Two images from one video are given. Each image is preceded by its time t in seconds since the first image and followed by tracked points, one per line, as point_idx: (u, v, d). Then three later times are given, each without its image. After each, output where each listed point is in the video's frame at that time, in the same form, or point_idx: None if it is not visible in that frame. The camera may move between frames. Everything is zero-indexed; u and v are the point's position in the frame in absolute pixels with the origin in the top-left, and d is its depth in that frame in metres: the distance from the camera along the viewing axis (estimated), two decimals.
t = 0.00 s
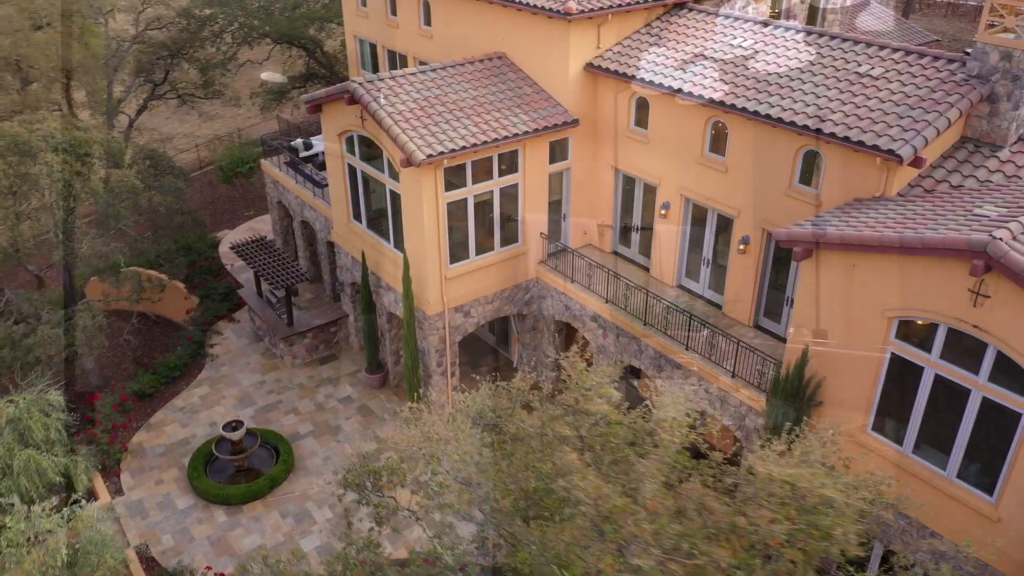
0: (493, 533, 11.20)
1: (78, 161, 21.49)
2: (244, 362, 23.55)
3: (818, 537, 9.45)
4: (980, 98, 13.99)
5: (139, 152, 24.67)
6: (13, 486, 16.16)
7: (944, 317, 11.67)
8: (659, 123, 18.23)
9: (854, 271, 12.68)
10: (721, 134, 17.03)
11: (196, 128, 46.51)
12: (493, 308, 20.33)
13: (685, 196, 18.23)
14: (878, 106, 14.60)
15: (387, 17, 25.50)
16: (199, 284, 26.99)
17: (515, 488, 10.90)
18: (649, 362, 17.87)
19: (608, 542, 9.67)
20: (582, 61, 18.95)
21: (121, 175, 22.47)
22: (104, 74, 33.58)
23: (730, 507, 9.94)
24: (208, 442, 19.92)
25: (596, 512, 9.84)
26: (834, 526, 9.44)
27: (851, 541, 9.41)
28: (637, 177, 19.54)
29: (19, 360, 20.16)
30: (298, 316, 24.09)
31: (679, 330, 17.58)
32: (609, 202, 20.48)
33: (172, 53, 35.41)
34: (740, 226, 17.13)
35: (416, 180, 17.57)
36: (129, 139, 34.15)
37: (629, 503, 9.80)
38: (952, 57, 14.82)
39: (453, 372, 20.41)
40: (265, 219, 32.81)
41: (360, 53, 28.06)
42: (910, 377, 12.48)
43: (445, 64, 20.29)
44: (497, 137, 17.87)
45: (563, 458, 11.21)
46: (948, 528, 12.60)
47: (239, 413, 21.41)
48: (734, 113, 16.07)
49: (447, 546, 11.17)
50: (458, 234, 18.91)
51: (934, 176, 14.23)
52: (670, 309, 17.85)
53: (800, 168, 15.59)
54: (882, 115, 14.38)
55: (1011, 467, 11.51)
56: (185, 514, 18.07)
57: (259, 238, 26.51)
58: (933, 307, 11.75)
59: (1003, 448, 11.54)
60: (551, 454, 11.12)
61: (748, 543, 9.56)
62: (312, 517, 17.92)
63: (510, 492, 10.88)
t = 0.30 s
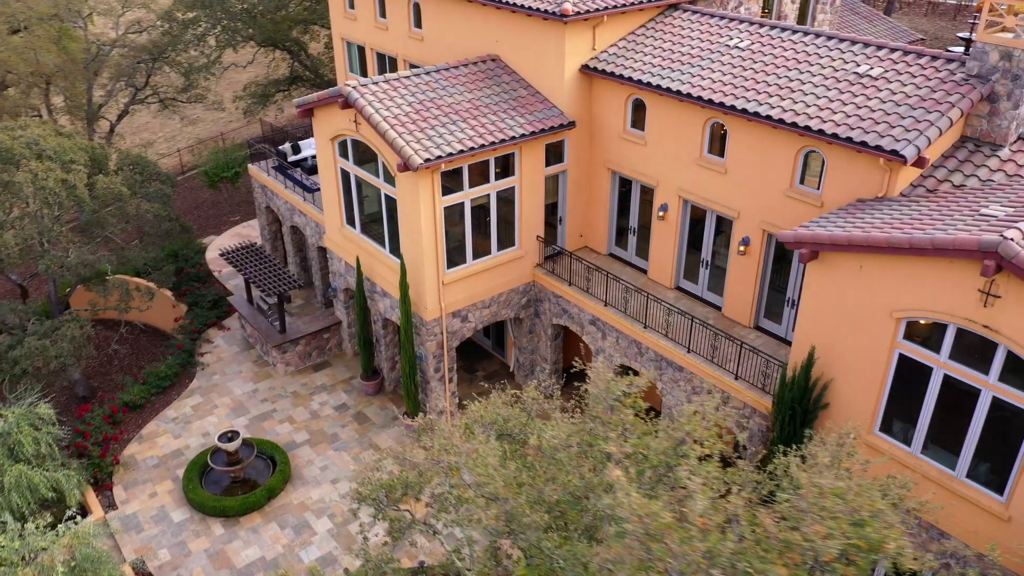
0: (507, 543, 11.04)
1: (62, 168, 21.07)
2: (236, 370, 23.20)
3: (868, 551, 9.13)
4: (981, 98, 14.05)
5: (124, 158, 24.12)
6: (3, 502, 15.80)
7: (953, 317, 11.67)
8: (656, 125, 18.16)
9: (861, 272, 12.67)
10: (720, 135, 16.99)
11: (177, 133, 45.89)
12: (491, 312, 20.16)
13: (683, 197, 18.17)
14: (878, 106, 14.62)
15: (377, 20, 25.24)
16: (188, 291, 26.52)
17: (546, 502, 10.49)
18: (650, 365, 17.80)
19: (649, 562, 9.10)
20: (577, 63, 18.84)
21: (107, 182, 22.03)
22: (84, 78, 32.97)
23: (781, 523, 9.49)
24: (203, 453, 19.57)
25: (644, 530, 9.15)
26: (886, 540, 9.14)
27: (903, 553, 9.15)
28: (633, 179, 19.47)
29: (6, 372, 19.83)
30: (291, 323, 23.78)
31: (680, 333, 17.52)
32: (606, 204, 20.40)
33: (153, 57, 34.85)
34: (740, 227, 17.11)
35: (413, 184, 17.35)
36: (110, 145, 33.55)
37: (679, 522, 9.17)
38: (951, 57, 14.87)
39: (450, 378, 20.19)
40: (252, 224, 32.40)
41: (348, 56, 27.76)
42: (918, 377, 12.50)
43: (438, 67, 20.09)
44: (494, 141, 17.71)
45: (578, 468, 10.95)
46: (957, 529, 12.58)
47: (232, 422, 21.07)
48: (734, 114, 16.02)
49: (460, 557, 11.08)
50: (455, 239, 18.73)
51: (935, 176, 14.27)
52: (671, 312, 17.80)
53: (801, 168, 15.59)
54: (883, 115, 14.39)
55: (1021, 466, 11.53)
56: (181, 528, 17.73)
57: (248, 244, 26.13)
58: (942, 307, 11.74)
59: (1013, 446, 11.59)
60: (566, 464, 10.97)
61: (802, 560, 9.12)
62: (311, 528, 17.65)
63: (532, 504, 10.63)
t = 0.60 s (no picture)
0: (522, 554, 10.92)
1: (48, 175, 20.65)
2: (228, 379, 22.84)
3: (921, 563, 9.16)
4: (981, 97, 14.10)
5: (110, 164, 23.72)
6: None
7: (963, 318, 11.67)
8: (654, 126, 18.09)
9: (868, 273, 12.67)
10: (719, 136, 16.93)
11: (158, 137, 45.27)
12: (488, 317, 19.99)
13: (682, 199, 18.12)
14: (880, 106, 14.63)
15: (366, 22, 24.97)
16: (176, 299, 26.12)
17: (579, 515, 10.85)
18: (651, 368, 17.71)
19: None
20: (573, 65, 18.71)
21: (94, 189, 21.61)
22: (65, 83, 32.40)
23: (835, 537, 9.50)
24: (197, 464, 19.23)
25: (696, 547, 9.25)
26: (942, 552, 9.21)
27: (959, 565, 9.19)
28: (630, 181, 19.38)
29: None
30: (283, 330, 23.46)
31: (682, 335, 17.45)
32: (602, 206, 20.30)
33: (134, 61, 34.28)
34: (740, 228, 17.08)
35: (410, 189, 17.13)
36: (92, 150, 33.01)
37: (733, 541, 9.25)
38: (950, 57, 14.93)
39: (448, 384, 19.99)
40: (238, 229, 31.98)
41: (336, 59, 27.45)
42: (927, 377, 12.49)
43: (432, 69, 19.89)
44: (492, 144, 17.54)
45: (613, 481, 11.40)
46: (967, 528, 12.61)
47: (226, 432, 20.73)
48: (734, 115, 15.97)
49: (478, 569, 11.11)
50: (453, 243, 18.54)
51: (937, 176, 14.30)
52: (672, 314, 17.75)
53: (801, 169, 15.57)
54: (885, 115, 14.40)
55: None
56: (177, 541, 17.40)
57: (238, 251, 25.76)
58: (952, 308, 11.74)
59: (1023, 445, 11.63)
60: (594, 478, 11.33)
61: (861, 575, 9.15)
62: (311, 539, 17.40)
63: (558, 516, 11.25)
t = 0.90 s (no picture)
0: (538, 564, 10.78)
1: (33, 183, 20.20)
2: (221, 388, 22.48)
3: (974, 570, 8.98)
4: (981, 97, 14.15)
5: (96, 170, 23.27)
6: None
7: (972, 318, 11.68)
8: (652, 128, 18.01)
9: (876, 274, 12.65)
10: (719, 138, 16.91)
11: (139, 142, 44.64)
12: (486, 321, 19.82)
13: (681, 201, 18.06)
14: (881, 106, 14.65)
15: (355, 24, 24.70)
16: (165, 307, 25.66)
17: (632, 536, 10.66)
18: (652, 370, 17.69)
19: None
20: (570, 67, 18.59)
21: (81, 197, 21.18)
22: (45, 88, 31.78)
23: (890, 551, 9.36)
24: (193, 475, 18.89)
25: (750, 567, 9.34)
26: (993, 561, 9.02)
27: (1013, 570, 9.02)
28: (628, 183, 19.31)
29: None
30: (277, 337, 23.13)
31: (684, 337, 17.40)
32: (599, 208, 20.21)
33: (116, 65, 33.69)
34: (740, 230, 17.06)
35: (409, 193, 16.92)
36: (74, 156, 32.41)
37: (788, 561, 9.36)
38: (949, 57, 14.99)
39: (447, 389, 19.80)
40: (225, 235, 31.58)
41: (324, 62, 27.15)
42: (935, 377, 12.51)
43: (427, 72, 19.69)
44: (490, 147, 17.38)
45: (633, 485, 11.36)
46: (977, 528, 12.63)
47: (221, 442, 20.39)
48: (735, 117, 15.92)
49: None
50: (451, 248, 18.35)
51: (939, 176, 14.34)
52: (674, 316, 17.69)
53: (803, 170, 15.56)
54: (887, 115, 14.41)
55: None
56: (175, 555, 17.07)
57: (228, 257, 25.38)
58: (962, 308, 11.75)
59: None
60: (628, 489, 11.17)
61: None
62: (312, 550, 17.14)
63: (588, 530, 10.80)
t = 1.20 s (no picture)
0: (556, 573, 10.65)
1: (19, 191, 19.75)
2: (214, 397, 22.14)
3: None
4: (982, 96, 14.21)
5: (83, 177, 22.82)
6: None
7: (982, 317, 11.71)
8: (651, 130, 17.94)
9: (884, 275, 12.65)
10: (718, 139, 16.88)
11: (121, 147, 44.01)
12: (485, 325, 19.66)
13: (681, 202, 18.00)
14: (882, 106, 14.68)
15: (345, 27, 24.44)
16: (154, 315, 25.24)
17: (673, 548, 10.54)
18: (654, 373, 17.66)
19: None
20: (567, 69, 18.48)
21: (68, 204, 20.75)
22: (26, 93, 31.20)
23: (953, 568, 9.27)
24: (190, 486, 18.57)
25: None
26: None
27: None
28: (626, 185, 19.24)
29: None
30: (270, 344, 22.82)
31: (686, 339, 17.35)
32: (597, 210, 20.13)
33: (98, 69, 33.30)
34: (741, 231, 17.04)
35: (408, 198, 16.73)
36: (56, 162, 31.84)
37: None
38: (949, 57, 15.05)
39: (447, 395, 19.61)
40: (212, 241, 31.17)
41: (313, 65, 26.86)
42: (943, 377, 12.54)
43: (422, 75, 19.49)
44: (489, 151, 17.23)
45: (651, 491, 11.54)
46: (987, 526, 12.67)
47: (216, 452, 20.07)
48: (736, 118, 15.89)
49: None
50: (450, 252, 18.17)
51: (940, 176, 14.39)
52: (675, 319, 17.64)
53: (804, 171, 15.56)
54: (889, 115, 14.44)
55: None
56: (174, 568, 16.76)
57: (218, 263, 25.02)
58: (970, 308, 11.78)
59: None
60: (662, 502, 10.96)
61: None
62: (314, 560, 16.91)
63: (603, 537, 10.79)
